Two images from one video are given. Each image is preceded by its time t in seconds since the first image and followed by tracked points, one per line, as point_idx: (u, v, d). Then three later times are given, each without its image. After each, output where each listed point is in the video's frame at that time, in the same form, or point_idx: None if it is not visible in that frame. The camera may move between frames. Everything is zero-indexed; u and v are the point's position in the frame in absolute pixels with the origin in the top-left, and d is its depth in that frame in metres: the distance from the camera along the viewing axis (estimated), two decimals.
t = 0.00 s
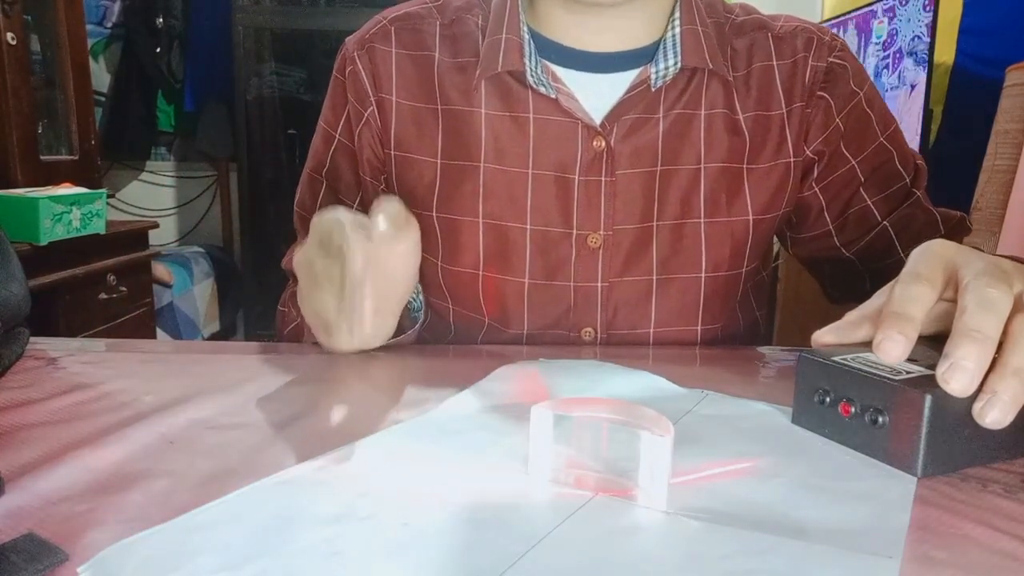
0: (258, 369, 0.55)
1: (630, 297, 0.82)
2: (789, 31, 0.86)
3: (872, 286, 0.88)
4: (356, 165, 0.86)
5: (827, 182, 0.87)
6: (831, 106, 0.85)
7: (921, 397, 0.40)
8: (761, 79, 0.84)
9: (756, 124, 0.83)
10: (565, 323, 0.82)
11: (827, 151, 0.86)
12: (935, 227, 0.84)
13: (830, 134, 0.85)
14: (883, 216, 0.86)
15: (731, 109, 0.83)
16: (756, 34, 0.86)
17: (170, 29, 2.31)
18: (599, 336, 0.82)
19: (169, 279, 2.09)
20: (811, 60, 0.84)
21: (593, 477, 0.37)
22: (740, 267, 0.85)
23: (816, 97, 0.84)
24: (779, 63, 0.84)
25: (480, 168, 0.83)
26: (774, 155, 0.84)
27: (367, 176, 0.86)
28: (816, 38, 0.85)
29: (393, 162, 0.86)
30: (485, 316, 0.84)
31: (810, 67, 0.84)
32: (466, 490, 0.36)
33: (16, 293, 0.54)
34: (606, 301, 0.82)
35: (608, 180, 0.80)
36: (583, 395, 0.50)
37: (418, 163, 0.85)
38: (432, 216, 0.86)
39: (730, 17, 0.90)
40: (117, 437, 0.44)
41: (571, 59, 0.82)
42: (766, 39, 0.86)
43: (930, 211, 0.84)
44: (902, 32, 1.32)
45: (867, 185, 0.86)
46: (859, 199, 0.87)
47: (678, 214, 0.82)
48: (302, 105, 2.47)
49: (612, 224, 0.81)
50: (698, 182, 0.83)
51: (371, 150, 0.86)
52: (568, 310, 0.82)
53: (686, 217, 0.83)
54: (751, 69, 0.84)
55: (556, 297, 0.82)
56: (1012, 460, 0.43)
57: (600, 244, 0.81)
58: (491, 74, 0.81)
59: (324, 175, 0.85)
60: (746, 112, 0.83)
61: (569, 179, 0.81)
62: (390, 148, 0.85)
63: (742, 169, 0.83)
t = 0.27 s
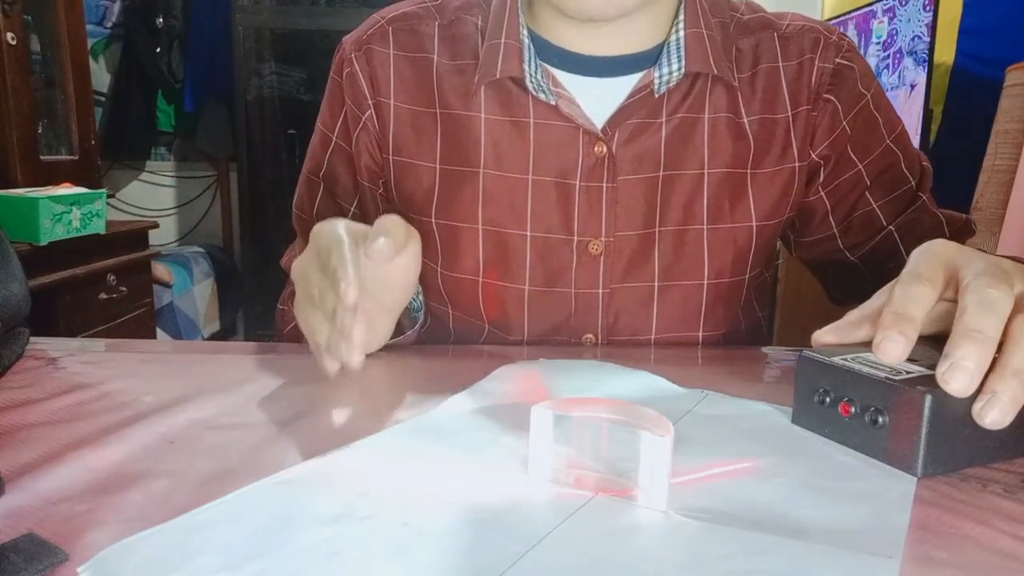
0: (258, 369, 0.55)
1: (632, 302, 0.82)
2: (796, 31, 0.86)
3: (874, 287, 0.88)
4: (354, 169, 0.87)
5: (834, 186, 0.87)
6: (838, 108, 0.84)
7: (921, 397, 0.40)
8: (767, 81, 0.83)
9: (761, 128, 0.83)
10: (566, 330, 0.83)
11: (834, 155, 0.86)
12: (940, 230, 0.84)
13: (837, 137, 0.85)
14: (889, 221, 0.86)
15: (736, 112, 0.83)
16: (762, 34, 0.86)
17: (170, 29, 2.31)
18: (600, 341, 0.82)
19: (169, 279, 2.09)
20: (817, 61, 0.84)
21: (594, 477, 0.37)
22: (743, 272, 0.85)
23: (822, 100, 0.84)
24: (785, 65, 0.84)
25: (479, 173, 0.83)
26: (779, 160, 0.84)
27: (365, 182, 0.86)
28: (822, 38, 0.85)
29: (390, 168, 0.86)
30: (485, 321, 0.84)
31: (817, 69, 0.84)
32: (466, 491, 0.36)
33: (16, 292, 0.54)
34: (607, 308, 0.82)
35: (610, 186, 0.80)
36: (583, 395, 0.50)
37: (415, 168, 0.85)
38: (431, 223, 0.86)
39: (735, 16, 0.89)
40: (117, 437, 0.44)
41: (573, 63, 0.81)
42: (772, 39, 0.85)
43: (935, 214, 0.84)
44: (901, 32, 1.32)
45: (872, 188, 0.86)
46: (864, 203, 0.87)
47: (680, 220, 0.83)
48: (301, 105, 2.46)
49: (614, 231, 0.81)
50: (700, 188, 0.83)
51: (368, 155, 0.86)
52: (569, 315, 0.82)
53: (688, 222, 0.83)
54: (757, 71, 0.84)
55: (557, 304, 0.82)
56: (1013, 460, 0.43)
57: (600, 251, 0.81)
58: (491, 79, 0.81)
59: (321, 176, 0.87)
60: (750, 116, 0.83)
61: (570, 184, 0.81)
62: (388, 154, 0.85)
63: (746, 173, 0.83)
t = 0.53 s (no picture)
0: (259, 369, 0.55)
1: (632, 303, 0.82)
2: (797, 30, 0.85)
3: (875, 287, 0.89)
4: (352, 171, 0.87)
5: (836, 187, 0.87)
6: (840, 109, 0.84)
7: (921, 397, 0.40)
8: (768, 82, 0.83)
9: (761, 128, 0.83)
10: (566, 332, 0.83)
11: (835, 156, 0.86)
12: (941, 230, 0.84)
13: (838, 138, 0.85)
14: (890, 222, 0.86)
15: (736, 113, 0.83)
16: (763, 34, 0.86)
17: (170, 29, 2.31)
18: (600, 342, 0.82)
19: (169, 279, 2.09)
20: (818, 61, 0.84)
21: (594, 477, 0.37)
22: (743, 274, 0.85)
23: (823, 100, 0.84)
24: (786, 66, 0.84)
25: (479, 174, 0.83)
26: (780, 161, 0.84)
27: (365, 183, 0.86)
28: (823, 38, 0.85)
29: (390, 169, 0.86)
30: (485, 322, 0.84)
31: (818, 69, 0.84)
32: (467, 491, 0.36)
33: (16, 292, 0.54)
34: (607, 308, 0.82)
35: (610, 187, 0.80)
36: (583, 395, 0.50)
37: (416, 169, 0.85)
38: (431, 225, 0.86)
39: (736, 16, 0.89)
40: (117, 436, 0.44)
41: (573, 64, 0.81)
42: (773, 39, 0.85)
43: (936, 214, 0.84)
44: (901, 32, 1.32)
45: (873, 188, 0.86)
46: (865, 203, 0.87)
47: (680, 221, 0.83)
48: (301, 105, 2.47)
49: (614, 232, 0.81)
50: (701, 189, 0.83)
51: (368, 156, 0.86)
52: (569, 316, 0.82)
53: (689, 223, 0.83)
54: (758, 71, 0.84)
55: (557, 305, 0.82)
56: (1013, 460, 0.43)
57: (600, 252, 0.81)
58: (490, 82, 0.81)
59: (320, 176, 0.87)
60: (751, 116, 0.83)
61: (570, 186, 0.81)
62: (387, 154, 0.85)
63: (747, 174, 0.83)
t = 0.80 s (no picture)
0: (259, 369, 0.55)
1: (632, 303, 0.83)
2: (796, 30, 0.85)
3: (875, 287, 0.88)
4: (353, 170, 0.87)
5: (834, 186, 0.88)
6: (838, 108, 0.85)
7: (921, 397, 0.40)
8: (768, 81, 0.83)
9: (760, 128, 0.83)
10: (566, 330, 0.83)
11: (834, 155, 0.86)
12: (940, 231, 0.84)
13: (836, 138, 0.85)
14: (889, 221, 0.86)
15: (736, 113, 0.83)
16: (762, 34, 0.86)
17: (170, 30, 2.29)
18: (600, 341, 0.82)
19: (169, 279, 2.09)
20: (817, 61, 0.84)
21: (594, 477, 0.37)
22: (743, 273, 0.85)
23: (822, 99, 0.84)
24: (785, 66, 0.84)
25: (480, 173, 0.83)
26: (779, 161, 0.84)
27: (365, 182, 0.87)
28: (822, 38, 0.85)
29: (392, 167, 0.86)
30: (486, 321, 0.84)
31: (817, 69, 0.84)
32: (467, 490, 0.36)
33: (15, 293, 0.54)
34: (607, 307, 0.82)
35: (610, 186, 0.80)
36: (584, 395, 0.50)
37: (417, 168, 0.85)
38: (432, 224, 0.86)
39: (735, 16, 0.89)
40: (117, 436, 0.44)
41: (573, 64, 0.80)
42: (773, 39, 0.85)
43: (935, 215, 0.84)
44: (901, 32, 1.32)
45: (872, 188, 0.86)
46: (864, 203, 0.87)
47: (680, 220, 0.83)
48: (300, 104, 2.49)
49: (614, 231, 0.81)
50: (701, 189, 0.83)
51: (369, 155, 0.86)
52: (569, 317, 0.82)
53: (689, 223, 0.83)
54: (757, 71, 0.84)
55: (558, 304, 0.82)
56: (1013, 460, 0.43)
57: (601, 251, 0.81)
58: (491, 81, 0.81)
59: (322, 177, 0.87)
60: (750, 116, 0.83)
61: (570, 186, 0.81)
62: (388, 153, 0.86)
63: (746, 173, 0.83)
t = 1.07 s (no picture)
0: (258, 369, 0.55)
1: (632, 300, 0.82)
2: (793, 31, 0.85)
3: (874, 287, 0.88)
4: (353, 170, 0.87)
5: (831, 184, 0.88)
6: (836, 107, 0.85)
7: (921, 397, 0.40)
8: (766, 80, 0.83)
9: (759, 126, 0.83)
10: (566, 328, 0.83)
11: (831, 154, 0.86)
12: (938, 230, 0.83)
13: (834, 136, 0.85)
14: (887, 219, 0.86)
15: (734, 111, 0.83)
16: (760, 35, 0.86)
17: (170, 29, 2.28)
18: (600, 339, 0.82)
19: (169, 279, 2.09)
20: (815, 61, 0.84)
21: (593, 477, 0.37)
22: (742, 271, 0.85)
23: (820, 98, 0.85)
24: (783, 65, 0.84)
25: (481, 170, 0.83)
26: (777, 159, 0.84)
27: (368, 179, 0.87)
28: (820, 38, 0.85)
29: (394, 165, 0.86)
30: (486, 319, 0.84)
31: (815, 68, 0.84)
32: (467, 490, 0.36)
33: (15, 293, 0.54)
34: (607, 304, 0.82)
35: (610, 183, 0.80)
36: (584, 395, 0.50)
37: (419, 166, 0.85)
38: (432, 221, 0.86)
39: (734, 17, 0.89)
40: (117, 436, 0.44)
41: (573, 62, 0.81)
42: (771, 39, 0.85)
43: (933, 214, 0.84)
44: (901, 32, 1.32)
45: (870, 187, 0.86)
46: (862, 201, 0.87)
47: (679, 217, 0.83)
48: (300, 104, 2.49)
49: (614, 228, 0.81)
50: (699, 187, 0.83)
51: (371, 153, 0.87)
52: (569, 314, 0.82)
53: (688, 221, 0.83)
54: (756, 70, 0.84)
55: (558, 303, 0.82)
56: (1013, 460, 0.43)
57: (601, 247, 0.80)
58: (494, 79, 0.81)
59: (325, 175, 0.87)
60: (749, 115, 0.83)
61: (570, 183, 0.81)
62: (391, 151, 0.86)
63: (746, 172, 0.83)
